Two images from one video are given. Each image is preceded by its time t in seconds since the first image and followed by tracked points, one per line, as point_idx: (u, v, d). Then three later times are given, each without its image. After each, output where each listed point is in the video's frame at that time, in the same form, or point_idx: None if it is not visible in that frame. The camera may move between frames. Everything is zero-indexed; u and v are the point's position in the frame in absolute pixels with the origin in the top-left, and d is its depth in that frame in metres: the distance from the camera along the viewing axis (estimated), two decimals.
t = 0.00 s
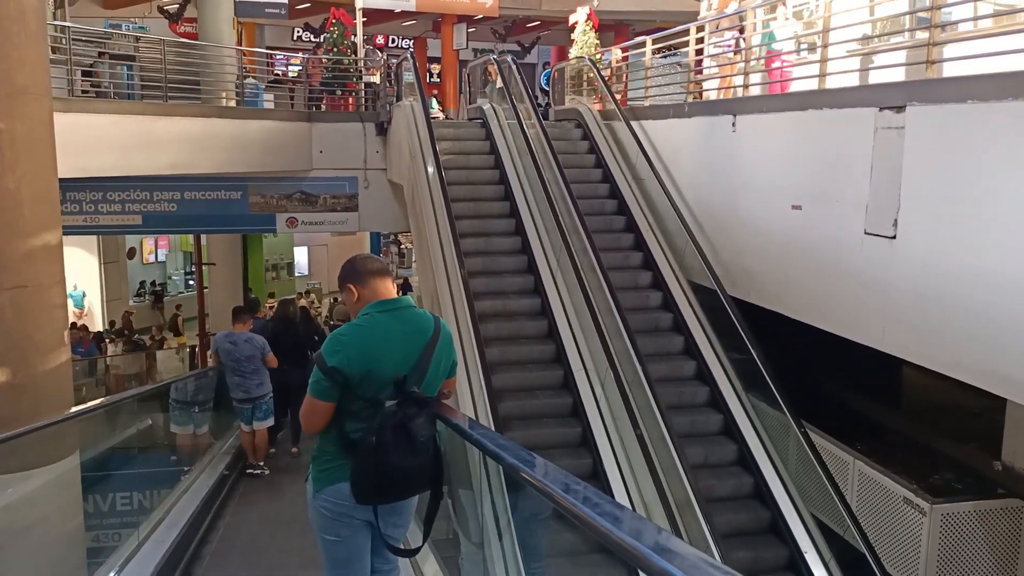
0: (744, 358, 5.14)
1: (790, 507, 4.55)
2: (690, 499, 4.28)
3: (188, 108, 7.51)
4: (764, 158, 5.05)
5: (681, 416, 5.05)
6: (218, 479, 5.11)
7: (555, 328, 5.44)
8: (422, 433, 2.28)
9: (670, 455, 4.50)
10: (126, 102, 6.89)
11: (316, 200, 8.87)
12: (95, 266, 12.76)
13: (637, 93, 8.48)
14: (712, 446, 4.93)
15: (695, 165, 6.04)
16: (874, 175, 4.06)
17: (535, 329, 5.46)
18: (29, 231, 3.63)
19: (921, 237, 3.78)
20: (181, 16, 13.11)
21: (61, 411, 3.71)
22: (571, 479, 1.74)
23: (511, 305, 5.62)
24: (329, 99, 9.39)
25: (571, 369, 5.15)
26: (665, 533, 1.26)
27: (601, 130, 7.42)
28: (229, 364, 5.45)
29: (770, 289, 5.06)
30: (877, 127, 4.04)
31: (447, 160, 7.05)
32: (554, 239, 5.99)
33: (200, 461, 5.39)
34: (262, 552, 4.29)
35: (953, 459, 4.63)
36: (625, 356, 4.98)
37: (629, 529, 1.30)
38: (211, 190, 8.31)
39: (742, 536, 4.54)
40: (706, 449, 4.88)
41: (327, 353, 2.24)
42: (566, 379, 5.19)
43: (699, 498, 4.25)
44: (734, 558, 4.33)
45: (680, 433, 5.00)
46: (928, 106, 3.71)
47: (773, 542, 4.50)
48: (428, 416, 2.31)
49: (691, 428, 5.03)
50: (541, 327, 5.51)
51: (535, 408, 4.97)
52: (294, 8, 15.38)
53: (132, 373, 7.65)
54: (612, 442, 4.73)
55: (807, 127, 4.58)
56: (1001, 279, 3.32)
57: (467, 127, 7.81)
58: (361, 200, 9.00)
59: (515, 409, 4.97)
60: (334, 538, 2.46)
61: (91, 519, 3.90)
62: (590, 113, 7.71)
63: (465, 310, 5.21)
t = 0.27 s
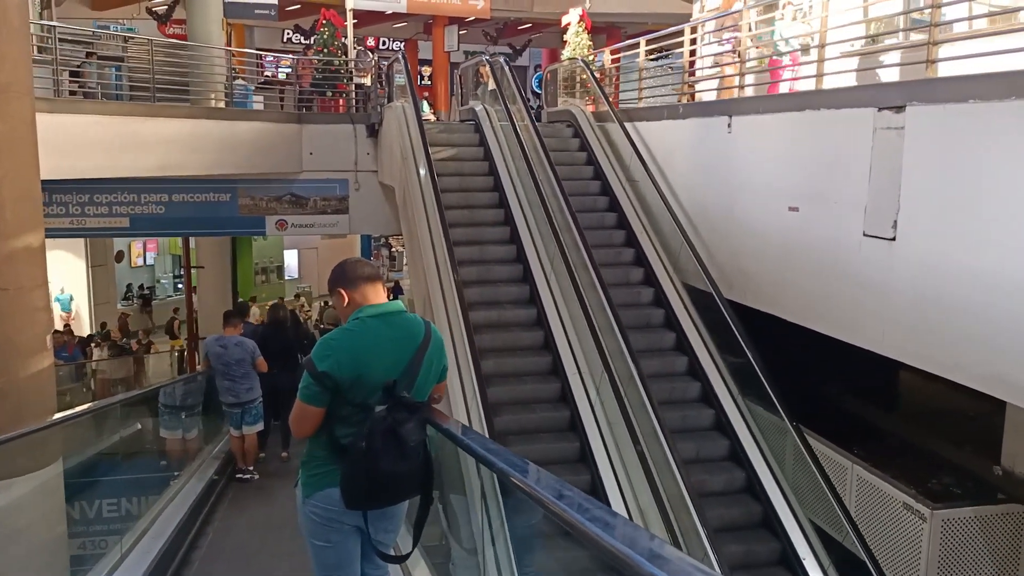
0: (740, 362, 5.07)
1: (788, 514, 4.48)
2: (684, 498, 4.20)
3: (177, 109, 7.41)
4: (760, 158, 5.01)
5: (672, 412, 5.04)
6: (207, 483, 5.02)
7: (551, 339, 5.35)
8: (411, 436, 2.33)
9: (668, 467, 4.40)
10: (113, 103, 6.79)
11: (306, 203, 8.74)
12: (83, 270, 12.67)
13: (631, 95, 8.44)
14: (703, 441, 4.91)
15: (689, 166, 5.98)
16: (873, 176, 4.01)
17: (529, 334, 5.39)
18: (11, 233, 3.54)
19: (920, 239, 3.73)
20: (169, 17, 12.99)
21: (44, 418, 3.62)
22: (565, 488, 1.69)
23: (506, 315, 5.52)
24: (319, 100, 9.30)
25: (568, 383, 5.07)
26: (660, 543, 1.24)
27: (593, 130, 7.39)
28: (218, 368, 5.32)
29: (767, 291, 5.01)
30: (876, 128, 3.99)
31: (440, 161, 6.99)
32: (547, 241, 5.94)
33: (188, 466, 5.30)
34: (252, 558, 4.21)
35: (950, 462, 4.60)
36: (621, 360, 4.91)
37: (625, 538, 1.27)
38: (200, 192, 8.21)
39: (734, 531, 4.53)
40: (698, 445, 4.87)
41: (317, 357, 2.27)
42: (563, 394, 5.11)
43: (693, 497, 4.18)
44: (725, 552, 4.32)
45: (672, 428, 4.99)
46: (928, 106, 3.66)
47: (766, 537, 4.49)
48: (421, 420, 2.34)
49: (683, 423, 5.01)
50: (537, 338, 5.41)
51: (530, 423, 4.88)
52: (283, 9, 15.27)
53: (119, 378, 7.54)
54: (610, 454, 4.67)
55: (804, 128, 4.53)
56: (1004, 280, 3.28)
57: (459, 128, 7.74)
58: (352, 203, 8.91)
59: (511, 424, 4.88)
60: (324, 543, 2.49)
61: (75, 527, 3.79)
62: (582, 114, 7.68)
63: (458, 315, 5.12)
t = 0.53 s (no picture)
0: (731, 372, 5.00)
1: (783, 533, 4.34)
2: (680, 521, 4.07)
3: (160, 118, 7.31)
4: (750, 168, 4.98)
5: (658, 416, 5.01)
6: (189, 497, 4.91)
7: (544, 359, 5.17)
8: (397, 451, 2.40)
9: (657, 474, 4.28)
10: (95, 111, 6.69)
11: (291, 213, 8.64)
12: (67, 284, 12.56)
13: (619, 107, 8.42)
14: (690, 445, 4.88)
15: (679, 177, 5.95)
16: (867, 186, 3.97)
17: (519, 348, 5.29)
18: None
19: (914, 249, 3.69)
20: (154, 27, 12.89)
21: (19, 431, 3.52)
22: (552, 503, 1.72)
23: (498, 334, 5.37)
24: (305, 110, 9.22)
25: (561, 405, 4.86)
26: (648, 559, 1.28)
27: (582, 140, 7.37)
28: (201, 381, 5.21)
29: (758, 302, 4.96)
30: (869, 137, 3.96)
31: (428, 171, 6.94)
32: (538, 252, 5.87)
33: (171, 481, 5.19)
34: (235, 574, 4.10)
35: (942, 474, 4.56)
36: (610, 370, 4.84)
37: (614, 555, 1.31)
38: (183, 203, 8.11)
39: (722, 535, 4.48)
40: (685, 448, 4.83)
41: (303, 371, 2.30)
42: (556, 416, 4.90)
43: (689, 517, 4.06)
44: (714, 555, 4.26)
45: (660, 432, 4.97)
46: (921, 116, 3.63)
47: (754, 540, 4.45)
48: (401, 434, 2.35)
49: (670, 426, 4.98)
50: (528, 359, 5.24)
51: (522, 447, 4.65)
52: (270, 19, 15.20)
53: (100, 392, 7.41)
54: (601, 469, 4.49)
55: (796, 138, 4.50)
56: (1003, 281, 3.22)
57: (447, 139, 7.68)
58: (338, 214, 8.82)
59: (502, 449, 4.66)
60: (310, 558, 2.50)
61: (51, 543, 3.67)
62: (570, 124, 7.68)
63: (446, 327, 5.02)
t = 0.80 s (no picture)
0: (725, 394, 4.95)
1: (784, 559, 4.22)
2: (676, 544, 4.03)
3: (148, 136, 7.22)
4: (744, 185, 4.95)
5: (648, 427, 4.97)
6: (175, 518, 4.76)
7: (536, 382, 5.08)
8: (385, 472, 2.34)
9: (650, 492, 4.25)
10: (81, 129, 6.61)
11: (280, 232, 8.62)
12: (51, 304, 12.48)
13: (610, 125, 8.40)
14: (681, 457, 4.83)
15: (673, 195, 5.91)
16: (864, 205, 3.94)
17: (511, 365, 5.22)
18: None
19: (914, 267, 3.64)
20: (144, 45, 12.84)
21: None
22: (544, 527, 1.71)
23: (492, 361, 5.24)
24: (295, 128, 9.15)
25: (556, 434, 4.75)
26: None
27: (575, 160, 7.31)
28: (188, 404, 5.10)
29: (753, 321, 4.91)
30: (865, 154, 3.93)
31: (419, 189, 6.88)
32: (530, 273, 5.78)
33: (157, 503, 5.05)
34: None
35: (941, 495, 4.50)
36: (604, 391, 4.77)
37: None
38: (171, 221, 8.02)
39: (713, 546, 4.44)
40: (675, 460, 4.79)
41: (291, 391, 2.24)
42: (552, 447, 4.78)
43: (685, 541, 4.01)
44: (706, 566, 4.20)
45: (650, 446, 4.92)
46: (919, 133, 3.60)
47: (744, 552, 4.40)
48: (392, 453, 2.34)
49: (660, 438, 4.95)
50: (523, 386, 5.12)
51: (518, 480, 4.54)
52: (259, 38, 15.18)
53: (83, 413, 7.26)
54: (595, 487, 4.42)
55: (792, 155, 4.46)
56: (1003, 300, 3.19)
57: (437, 157, 7.64)
58: (327, 232, 8.74)
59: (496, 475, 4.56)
60: None
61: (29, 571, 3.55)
62: (561, 141, 7.65)
63: (437, 345, 4.95)
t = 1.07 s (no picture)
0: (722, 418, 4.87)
1: None
2: (671, 563, 3.94)
3: (138, 156, 7.15)
4: (741, 207, 4.91)
5: (641, 440, 4.89)
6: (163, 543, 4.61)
7: (529, 396, 5.02)
8: (377, 500, 2.26)
9: (644, 507, 4.17)
10: (71, 149, 6.53)
11: (271, 252, 8.45)
12: (38, 324, 12.37)
13: (604, 146, 8.37)
14: (674, 471, 4.74)
15: (668, 216, 5.86)
16: (862, 227, 3.90)
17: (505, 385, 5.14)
18: None
19: (914, 289, 3.60)
20: (135, 66, 12.80)
21: None
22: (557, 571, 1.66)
23: (485, 378, 5.21)
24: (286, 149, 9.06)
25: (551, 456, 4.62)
26: None
27: (569, 181, 7.25)
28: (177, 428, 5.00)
29: (750, 343, 4.86)
30: (864, 175, 3.89)
31: (412, 209, 6.82)
32: (524, 294, 5.70)
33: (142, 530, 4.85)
34: None
35: (941, 521, 4.43)
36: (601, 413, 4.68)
37: None
38: (160, 242, 7.92)
39: (708, 561, 4.33)
40: (668, 475, 4.69)
41: (281, 419, 2.18)
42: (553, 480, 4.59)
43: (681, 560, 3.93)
44: None
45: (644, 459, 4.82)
46: (918, 154, 3.57)
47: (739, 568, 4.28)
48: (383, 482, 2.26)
49: (653, 452, 4.85)
50: (514, 399, 5.08)
51: (517, 517, 4.32)
52: (252, 59, 15.16)
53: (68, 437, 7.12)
54: (589, 509, 4.31)
55: (789, 176, 4.43)
56: (1007, 326, 3.14)
57: (430, 177, 7.59)
58: (319, 253, 8.65)
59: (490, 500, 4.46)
60: None
61: None
62: (555, 162, 7.62)
63: (430, 365, 4.89)
